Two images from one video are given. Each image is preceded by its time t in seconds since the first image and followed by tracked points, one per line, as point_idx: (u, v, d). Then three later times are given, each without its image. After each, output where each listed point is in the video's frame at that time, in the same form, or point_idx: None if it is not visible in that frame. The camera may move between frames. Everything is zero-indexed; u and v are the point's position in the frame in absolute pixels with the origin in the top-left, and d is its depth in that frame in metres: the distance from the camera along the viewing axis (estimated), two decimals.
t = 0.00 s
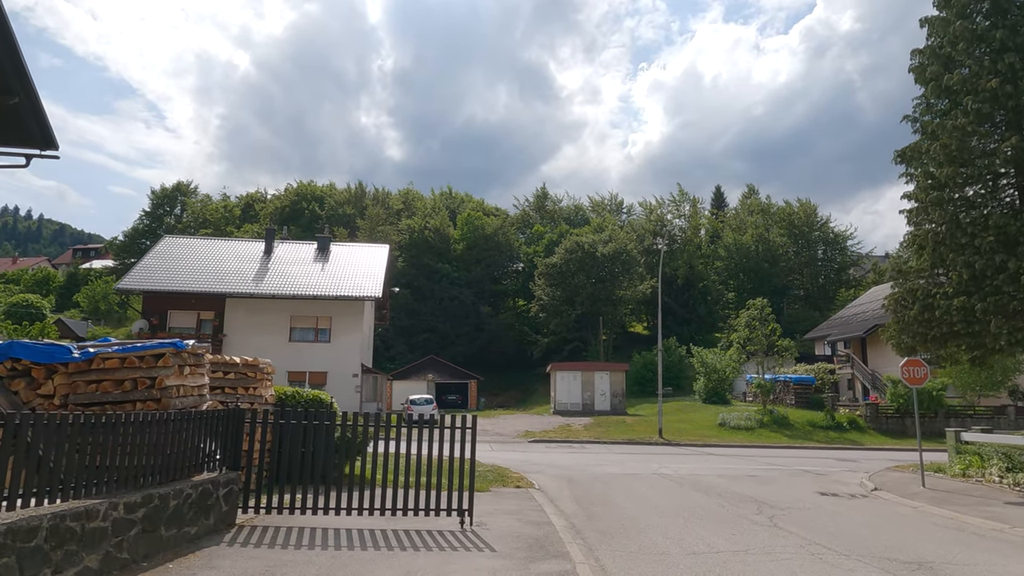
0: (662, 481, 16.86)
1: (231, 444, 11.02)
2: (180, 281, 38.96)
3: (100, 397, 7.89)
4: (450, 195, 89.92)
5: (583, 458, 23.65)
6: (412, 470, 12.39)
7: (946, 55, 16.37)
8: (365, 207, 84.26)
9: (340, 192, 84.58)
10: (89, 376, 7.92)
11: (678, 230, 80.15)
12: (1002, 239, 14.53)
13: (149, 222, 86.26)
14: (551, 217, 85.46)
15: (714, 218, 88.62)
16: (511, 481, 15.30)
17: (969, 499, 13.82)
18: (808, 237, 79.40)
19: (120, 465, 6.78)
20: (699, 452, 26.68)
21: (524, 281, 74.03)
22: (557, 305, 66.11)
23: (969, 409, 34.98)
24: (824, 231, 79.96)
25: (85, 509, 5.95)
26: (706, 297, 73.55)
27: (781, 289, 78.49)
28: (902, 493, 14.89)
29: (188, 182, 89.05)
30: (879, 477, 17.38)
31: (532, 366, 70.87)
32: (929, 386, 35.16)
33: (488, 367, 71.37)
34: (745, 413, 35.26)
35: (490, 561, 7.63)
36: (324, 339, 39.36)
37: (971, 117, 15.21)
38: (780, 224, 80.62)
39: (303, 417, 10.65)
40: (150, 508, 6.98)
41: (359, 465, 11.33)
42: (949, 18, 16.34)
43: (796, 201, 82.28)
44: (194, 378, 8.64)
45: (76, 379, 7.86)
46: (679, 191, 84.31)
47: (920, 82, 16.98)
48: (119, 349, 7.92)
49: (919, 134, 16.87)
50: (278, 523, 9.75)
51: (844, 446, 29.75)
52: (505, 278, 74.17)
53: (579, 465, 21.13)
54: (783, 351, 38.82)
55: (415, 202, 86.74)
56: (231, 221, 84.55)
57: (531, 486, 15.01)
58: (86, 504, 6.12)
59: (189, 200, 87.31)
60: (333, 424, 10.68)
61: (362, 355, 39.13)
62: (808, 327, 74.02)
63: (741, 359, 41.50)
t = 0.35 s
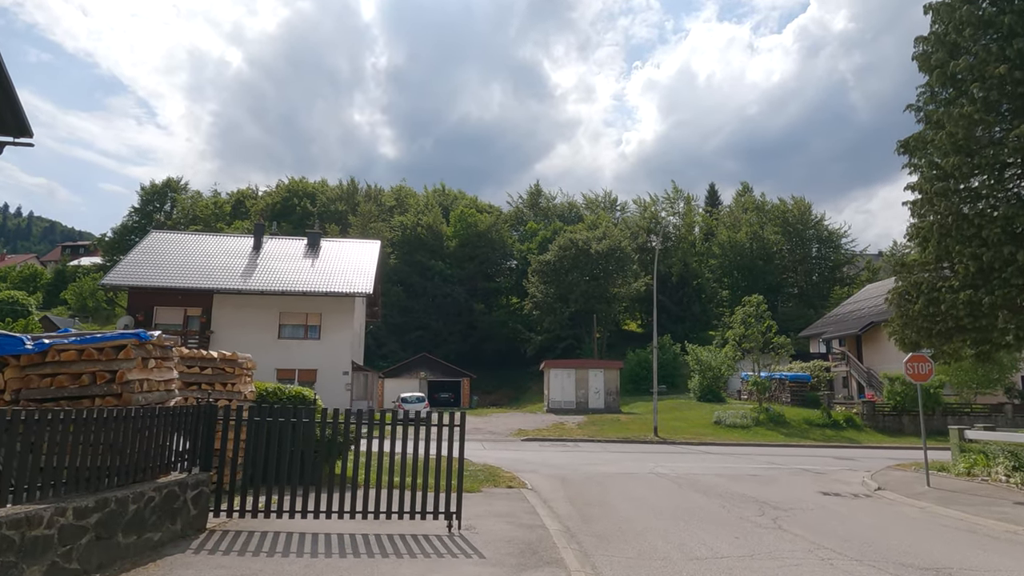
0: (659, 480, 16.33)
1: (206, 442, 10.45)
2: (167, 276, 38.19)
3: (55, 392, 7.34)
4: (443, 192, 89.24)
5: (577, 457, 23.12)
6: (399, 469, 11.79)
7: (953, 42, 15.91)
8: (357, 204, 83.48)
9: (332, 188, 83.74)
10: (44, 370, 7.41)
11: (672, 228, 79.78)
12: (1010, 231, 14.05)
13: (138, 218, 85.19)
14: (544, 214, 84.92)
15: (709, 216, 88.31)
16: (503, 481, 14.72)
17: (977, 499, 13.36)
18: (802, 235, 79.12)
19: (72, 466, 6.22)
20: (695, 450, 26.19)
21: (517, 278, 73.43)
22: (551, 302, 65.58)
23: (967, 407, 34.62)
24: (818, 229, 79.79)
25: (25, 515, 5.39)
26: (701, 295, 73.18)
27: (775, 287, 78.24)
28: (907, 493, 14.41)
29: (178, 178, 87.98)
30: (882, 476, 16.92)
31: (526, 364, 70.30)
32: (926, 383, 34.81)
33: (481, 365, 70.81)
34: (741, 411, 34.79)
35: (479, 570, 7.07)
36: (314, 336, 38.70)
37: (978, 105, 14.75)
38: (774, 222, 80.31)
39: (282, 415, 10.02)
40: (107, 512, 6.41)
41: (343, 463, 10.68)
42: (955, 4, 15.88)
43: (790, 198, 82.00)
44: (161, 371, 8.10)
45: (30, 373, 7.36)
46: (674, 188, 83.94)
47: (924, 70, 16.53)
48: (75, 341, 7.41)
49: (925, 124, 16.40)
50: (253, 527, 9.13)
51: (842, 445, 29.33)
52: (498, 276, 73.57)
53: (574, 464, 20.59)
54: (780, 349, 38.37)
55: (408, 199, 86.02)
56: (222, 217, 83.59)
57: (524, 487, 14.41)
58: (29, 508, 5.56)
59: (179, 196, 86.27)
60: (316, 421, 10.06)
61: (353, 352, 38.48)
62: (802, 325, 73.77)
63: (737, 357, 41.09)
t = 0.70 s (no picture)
0: (659, 483, 15.76)
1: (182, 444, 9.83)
2: (155, 274, 37.46)
3: (7, 391, 6.75)
4: (438, 190, 88.57)
5: (572, 458, 22.56)
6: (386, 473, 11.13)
7: (962, 30, 15.40)
8: (351, 202, 82.73)
9: (326, 187, 82.95)
10: None
11: (668, 227, 79.32)
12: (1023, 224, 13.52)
13: (129, 217, 84.24)
14: (540, 213, 84.42)
15: (704, 215, 87.91)
16: (497, 485, 14.10)
17: (989, 502, 12.88)
18: (798, 235, 78.74)
19: (15, 474, 5.68)
20: (694, 451, 25.69)
21: (512, 277, 72.85)
22: (546, 302, 65.02)
23: (967, 407, 34.19)
24: (815, 229, 79.51)
25: None
26: (697, 294, 72.75)
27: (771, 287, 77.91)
28: (917, 496, 13.87)
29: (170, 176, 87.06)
30: (888, 478, 16.40)
31: (520, 364, 69.77)
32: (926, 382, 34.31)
33: (476, 365, 70.22)
34: (739, 411, 34.31)
35: None
36: (305, 336, 38.03)
37: (989, 94, 14.24)
38: (770, 221, 79.91)
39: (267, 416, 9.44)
40: (57, 523, 5.87)
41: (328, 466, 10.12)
42: None
43: (786, 198, 81.63)
44: (128, 370, 7.50)
45: None
46: (670, 187, 83.49)
47: (932, 59, 16.02)
48: (29, 336, 6.82)
49: (933, 115, 15.89)
50: (227, 535, 8.52)
51: (842, 446, 28.87)
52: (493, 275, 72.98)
53: (570, 466, 20.04)
54: (778, 348, 37.86)
55: (403, 198, 85.32)
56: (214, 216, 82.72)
57: (518, 490, 13.80)
58: None
59: (171, 195, 85.45)
60: (306, 422, 9.53)
61: (345, 352, 37.82)
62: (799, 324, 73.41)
63: (735, 356, 40.62)
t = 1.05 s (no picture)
0: (661, 485, 15.23)
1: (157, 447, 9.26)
2: (147, 270, 36.84)
3: None
4: (436, 187, 87.89)
5: (572, 458, 22.04)
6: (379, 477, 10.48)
7: (977, 15, 14.82)
8: (348, 199, 82.05)
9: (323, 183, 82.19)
10: None
11: (667, 224, 78.71)
12: None
13: (125, 213, 83.48)
14: (538, 210, 83.82)
15: (703, 212, 87.34)
16: (496, 487, 13.55)
17: (1007, 505, 12.38)
18: (799, 232, 78.18)
19: None
20: (696, 451, 25.17)
21: (510, 275, 72.26)
22: (545, 299, 64.48)
23: (972, 405, 33.68)
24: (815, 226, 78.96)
25: None
26: (697, 292, 72.23)
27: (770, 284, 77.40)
28: (930, 498, 13.34)
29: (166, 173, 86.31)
30: (898, 479, 15.87)
31: (519, 362, 69.25)
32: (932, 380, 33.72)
33: (474, 363, 69.70)
34: (741, 410, 33.79)
35: None
36: (300, 333, 37.46)
37: (1006, 81, 13.67)
38: (770, 218, 79.31)
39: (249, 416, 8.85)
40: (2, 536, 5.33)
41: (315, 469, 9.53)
42: None
43: (786, 195, 81.05)
44: (94, 369, 6.97)
45: None
46: (669, 183, 82.89)
47: (945, 46, 15.46)
48: None
49: (947, 104, 15.33)
50: (205, 545, 7.94)
51: (846, 445, 28.39)
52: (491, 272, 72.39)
53: (569, 466, 19.51)
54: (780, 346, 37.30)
55: (400, 195, 84.62)
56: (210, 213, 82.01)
57: (517, 493, 13.23)
58: None
59: (166, 191, 84.76)
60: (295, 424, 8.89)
61: (340, 350, 37.25)
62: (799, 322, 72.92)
63: (736, 354, 40.08)
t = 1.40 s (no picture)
0: (660, 490, 14.63)
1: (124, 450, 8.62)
2: (135, 270, 36.10)
3: None
4: (430, 188, 87.27)
5: (567, 461, 21.44)
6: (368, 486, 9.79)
7: (985, 3, 14.36)
8: (342, 200, 81.32)
9: (316, 184, 81.51)
10: None
11: (663, 226, 78.26)
12: None
13: (116, 214, 82.57)
14: (533, 212, 83.31)
15: (699, 214, 86.98)
16: (489, 493, 12.93)
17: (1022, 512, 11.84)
18: (794, 234, 77.88)
19: None
20: (694, 454, 24.59)
21: (505, 276, 71.70)
22: (540, 300, 63.92)
23: (973, 407, 33.28)
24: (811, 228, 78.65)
25: None
26: (693, 293, 71.82)
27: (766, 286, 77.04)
28: (940, 503, 12.78)
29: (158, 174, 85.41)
30: (905, 483, 15.31)
31: (513, 364, 68.67)
32: (933, 383, 33.16)
33: (468, 365, 69.07)
34: (739, 412, 33.28)
35: None
36: (291, 334, 36.78)
37: (1018, 69, 13.17)
38: (766, 220, 78.97)
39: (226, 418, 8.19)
40: None
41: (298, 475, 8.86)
42: None
43: (781, 196, 80.76)
44: (43, 366, 6.37)
45: None
46: (665, 185, 82.52)
47: (952, 36, 15.00)
48: None
49: (955, 95, 14.84)
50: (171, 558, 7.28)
51: (846, 448, 27.88)
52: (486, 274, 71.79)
53: (565, 470, 18.92)
54: (778, 347, 36.82)
55: (394, 196, 83.96)
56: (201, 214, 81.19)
57: (511, 499, 12.61)
58: None
59: (158, 192, 83.89)
60: (275, 427, 8.22)
61: (331, 351, 36.58)
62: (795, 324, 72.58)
63: (733, 355, 39.60)
